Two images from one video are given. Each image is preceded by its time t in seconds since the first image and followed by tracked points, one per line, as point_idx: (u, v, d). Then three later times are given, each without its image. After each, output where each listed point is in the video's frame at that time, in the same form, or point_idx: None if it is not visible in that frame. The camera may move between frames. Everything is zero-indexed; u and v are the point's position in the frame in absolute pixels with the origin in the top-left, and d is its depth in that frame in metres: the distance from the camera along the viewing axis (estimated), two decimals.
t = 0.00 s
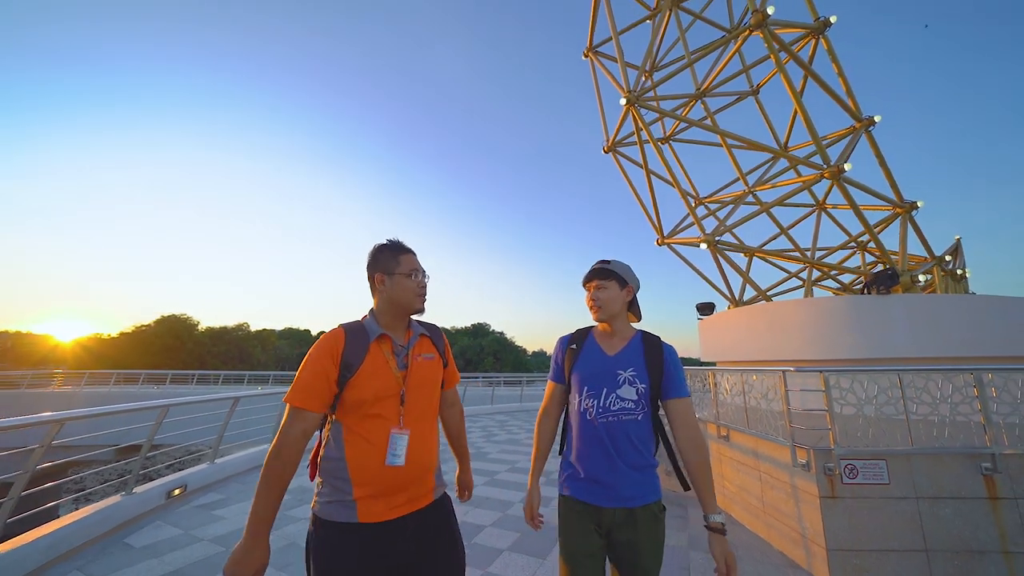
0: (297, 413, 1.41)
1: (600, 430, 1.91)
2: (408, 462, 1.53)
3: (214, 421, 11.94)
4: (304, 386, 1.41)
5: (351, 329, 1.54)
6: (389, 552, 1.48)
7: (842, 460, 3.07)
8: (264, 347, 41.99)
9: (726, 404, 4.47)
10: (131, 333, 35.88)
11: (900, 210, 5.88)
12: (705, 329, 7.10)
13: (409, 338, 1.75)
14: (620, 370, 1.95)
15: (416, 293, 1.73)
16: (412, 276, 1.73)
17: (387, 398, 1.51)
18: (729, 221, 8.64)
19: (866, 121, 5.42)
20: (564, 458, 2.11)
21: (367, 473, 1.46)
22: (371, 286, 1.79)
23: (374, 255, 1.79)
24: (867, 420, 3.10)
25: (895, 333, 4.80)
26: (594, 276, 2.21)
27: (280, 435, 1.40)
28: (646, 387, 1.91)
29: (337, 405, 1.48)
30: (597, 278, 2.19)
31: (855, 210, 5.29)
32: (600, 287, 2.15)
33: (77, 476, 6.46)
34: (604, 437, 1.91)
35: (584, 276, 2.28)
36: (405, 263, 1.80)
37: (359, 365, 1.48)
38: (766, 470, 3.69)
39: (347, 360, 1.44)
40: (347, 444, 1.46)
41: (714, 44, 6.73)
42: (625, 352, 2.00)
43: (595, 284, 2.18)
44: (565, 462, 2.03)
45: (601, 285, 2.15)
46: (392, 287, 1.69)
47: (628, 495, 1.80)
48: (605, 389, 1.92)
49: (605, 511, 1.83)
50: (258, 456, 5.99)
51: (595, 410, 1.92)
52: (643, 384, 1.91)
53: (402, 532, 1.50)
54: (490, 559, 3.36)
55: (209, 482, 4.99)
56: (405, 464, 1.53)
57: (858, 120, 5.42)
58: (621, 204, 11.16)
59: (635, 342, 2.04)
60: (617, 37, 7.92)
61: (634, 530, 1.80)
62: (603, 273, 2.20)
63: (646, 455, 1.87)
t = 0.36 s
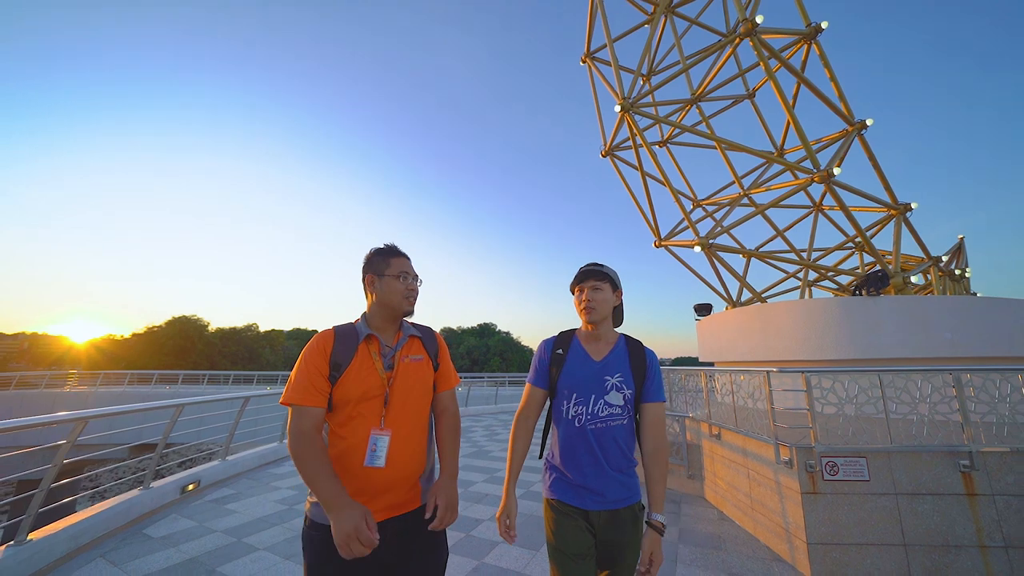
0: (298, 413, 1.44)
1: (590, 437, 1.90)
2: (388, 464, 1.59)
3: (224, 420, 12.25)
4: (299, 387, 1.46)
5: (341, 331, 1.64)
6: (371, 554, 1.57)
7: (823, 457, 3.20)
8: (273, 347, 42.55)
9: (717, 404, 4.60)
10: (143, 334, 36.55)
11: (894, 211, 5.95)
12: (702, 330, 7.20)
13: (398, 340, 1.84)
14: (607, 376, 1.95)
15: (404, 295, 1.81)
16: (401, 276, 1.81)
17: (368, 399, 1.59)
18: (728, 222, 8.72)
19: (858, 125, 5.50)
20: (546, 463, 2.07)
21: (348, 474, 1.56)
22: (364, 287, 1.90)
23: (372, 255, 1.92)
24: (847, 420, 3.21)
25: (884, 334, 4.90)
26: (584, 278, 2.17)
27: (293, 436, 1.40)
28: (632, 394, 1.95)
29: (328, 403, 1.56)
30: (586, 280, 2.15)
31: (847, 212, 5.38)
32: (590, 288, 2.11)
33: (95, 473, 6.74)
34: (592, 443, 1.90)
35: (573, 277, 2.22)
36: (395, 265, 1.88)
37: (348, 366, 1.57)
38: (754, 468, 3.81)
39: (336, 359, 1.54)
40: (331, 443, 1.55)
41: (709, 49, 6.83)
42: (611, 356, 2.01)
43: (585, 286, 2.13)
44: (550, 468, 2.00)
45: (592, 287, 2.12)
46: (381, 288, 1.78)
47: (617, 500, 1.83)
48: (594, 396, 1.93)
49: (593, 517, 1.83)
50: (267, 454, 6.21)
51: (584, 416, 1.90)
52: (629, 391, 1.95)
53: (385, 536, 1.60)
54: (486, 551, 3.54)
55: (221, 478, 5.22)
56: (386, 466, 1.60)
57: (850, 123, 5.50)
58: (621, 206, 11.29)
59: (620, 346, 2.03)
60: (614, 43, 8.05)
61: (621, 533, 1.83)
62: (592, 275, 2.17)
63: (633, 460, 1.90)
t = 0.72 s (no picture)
0: (308, 411, 1.63)
1: (570, 438, 1.96)
2: (398, 469, 1.67)
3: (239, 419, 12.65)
4: (313, 386, 1.63)
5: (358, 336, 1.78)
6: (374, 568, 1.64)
7: (811, 457, 3.30)
8: (286, 347, 43.36)
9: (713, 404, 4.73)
10: (162, 335, 37.60)
11: (896, 213, 5.98)
12: (704, 331, 7.27)
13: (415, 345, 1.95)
14: (581, 373, 2.05)
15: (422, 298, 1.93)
16: (420, 280, 1.93)
17: (378, 403, 1.70)
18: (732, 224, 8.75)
19: (857, 128, 5.55)
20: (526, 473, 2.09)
21: (358, 478, 1.64)
22: (386, 289, 2.06)
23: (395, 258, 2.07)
24: (834, 420, 3.31)
25: (881, 336, 4.98)
26: (554, 277, 2.28)
27: (300, 438, 1.58)
28: (609, 388, 2.05)
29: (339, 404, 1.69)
30: (557, 280, 2.26)
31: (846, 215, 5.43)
32: (562, 287, 2.23)
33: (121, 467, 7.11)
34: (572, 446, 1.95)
35: (540, 277, 2.31)
36: (417, 268, 2.01)
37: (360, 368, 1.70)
38: (747, 466, 3.92)
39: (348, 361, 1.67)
40: (343, 445, 1.66)
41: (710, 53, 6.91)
42: (582, 354, 2.13)
43: (557, 285, 2.24)
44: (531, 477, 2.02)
45: (563, 286, 2.23)
46: (400, 290, 1.91)
47: (600, 503, 1.87)
48: (571, 395, 2.00)
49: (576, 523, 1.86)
50: (281, 451, 6.49)
51: (563, 418, 1.96)
52: (605, 384, 2.05)
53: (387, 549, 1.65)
54: (486, 544, 3.71)
55: (239, 473, 5.50)
56: (397, 471, 1.68)
57: (849, 126, 5.55)
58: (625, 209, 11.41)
59: (591, 344, 2.16)
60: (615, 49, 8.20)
61: (605, 538, 1.86)
62: (561, 275, 2.30)
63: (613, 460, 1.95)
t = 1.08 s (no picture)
0: (323, 409, 1.74)
1: (557, 436, 2.05)
2: (418, 467, 1.77)
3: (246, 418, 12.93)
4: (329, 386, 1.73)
5: (372, 337, 1.87)
6: (382, 563, 1.71)
7: (793, 454, 3.46)
8: (292, 347, 43.79)
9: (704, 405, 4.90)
10: (170, 335, 38.16)
11: (887, 217, 6.11)
12: (700, 333, 7.42)
13: (429, 347, 2.01)
14: (563, 372, 2.15)
15: (429, 301, 1.98)
16: (427, 283, 1.99)
17: (394, 404, 1.78)
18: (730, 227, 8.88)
19: (847, 135, 5.69)
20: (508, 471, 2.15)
21: (378, 475, 1.73)
22: (398, 294, 2.13)
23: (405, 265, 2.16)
24: (814, 419, 3.48)
25: (870, 338, 5.14)
26: (535, 280, 2.34)
27: (310, 434, 1.69)
28: (587, 384, 2.20)
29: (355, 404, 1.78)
30: (538, 283, 2.32)
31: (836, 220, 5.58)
32: (543, 291, 2.29)
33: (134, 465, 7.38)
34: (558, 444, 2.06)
35: (520, 281, 2.36)
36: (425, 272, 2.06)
37: (374, 368, 1.79)
38: (735, 464, 4.08)
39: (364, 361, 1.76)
40: (361, 442, 1.76)
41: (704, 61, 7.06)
42: (562, 357, 2.21)
43: (539, 288, 2.30)
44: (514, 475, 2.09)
45: (545, 290, 2.30)
46: (407, 295, 1.97)
47: (582, 495, 2.05)
48: (556, 394, 2.10)
49: (561, 516, 2.01)
50: (289, 448, 6.72)
51: (551, 417, 2.04)
52: (582, 379, 2.20)
53: (396, 544, 1.73)
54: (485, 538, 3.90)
55: (248, 469, 5.73)
56: (418, 469, 1.78)
57: (839, 134, 5.69)
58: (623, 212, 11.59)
59: (563, 343, 2.27)
60: (612, 56, 8.37)
61: (586, 528, 2.04)
62: (540, 279, 2.37)
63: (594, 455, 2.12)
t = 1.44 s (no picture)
0: (330, 414, 1.75)
1: (555, 430, 2.21)
2: (424, 464, 1.90)
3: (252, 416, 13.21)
4: (335, 391, 1.75)
5: (371, 341, 1.91)
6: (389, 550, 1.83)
7: (776, 449, 3.65)
8: (295, 347, 44.16)
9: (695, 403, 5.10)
10: (175, 335, 38.60)
11: (877, 222, 6.29)
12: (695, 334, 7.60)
13: (425, 350, 2.11)
14: (559, 368, 2.34)
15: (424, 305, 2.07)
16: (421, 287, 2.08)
17: (398, 406, 1.88)
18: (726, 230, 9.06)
19: (837, 142, 5.87)
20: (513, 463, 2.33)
21: (387, 474, 1.82)
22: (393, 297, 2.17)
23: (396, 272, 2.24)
24: (796, 415, 3.69)
25: (857, 339, 5.35)
26: (539, 287, 2.49)
27: (327, 438, 1.71)
28: (584, 381, 2.34)
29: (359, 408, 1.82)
30: (542, 290, 2.47)
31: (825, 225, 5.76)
32: (547, 296, 2.44)
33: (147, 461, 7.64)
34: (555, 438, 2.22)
35: (526, 287, 2.53)
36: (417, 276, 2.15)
37: (377, 373, 1.86)
38: (723, 459, 4.27)
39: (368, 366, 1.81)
40: (368, 445, 1.82)
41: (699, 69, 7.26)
42: (559, 354, 2.40)
43: (543, 294, 2.45)
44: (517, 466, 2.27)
45: (548, 296, 2.45)
46: (404, 300, 2.06)
47: (578, 486, 2.17)
48: (552, 389, 2.28)
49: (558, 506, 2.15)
50: (296, 444, 6.95)
51: (548, 411, 2.22)
52: (578, 372, 2.36)
53: (401, 536, 1.83)
54: (483, 528, 4.11)
55: (258, 464, 5.96)
56: (423, 465, 1.90)
57: (829, 141, 5.87)
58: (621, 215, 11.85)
59: (566, 342, 2.45)
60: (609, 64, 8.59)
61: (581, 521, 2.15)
62: (544, 284, 2.51)
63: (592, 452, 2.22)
